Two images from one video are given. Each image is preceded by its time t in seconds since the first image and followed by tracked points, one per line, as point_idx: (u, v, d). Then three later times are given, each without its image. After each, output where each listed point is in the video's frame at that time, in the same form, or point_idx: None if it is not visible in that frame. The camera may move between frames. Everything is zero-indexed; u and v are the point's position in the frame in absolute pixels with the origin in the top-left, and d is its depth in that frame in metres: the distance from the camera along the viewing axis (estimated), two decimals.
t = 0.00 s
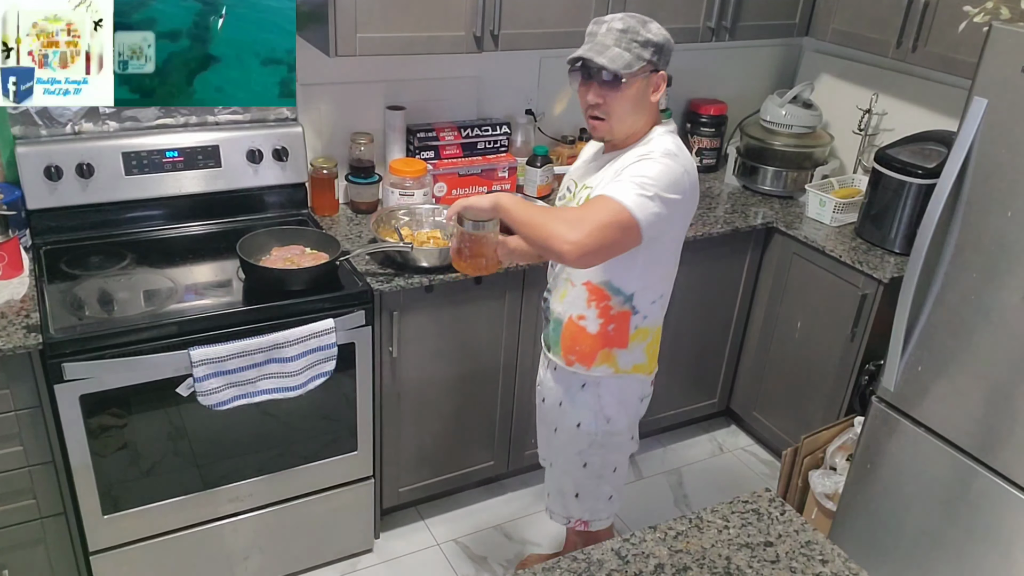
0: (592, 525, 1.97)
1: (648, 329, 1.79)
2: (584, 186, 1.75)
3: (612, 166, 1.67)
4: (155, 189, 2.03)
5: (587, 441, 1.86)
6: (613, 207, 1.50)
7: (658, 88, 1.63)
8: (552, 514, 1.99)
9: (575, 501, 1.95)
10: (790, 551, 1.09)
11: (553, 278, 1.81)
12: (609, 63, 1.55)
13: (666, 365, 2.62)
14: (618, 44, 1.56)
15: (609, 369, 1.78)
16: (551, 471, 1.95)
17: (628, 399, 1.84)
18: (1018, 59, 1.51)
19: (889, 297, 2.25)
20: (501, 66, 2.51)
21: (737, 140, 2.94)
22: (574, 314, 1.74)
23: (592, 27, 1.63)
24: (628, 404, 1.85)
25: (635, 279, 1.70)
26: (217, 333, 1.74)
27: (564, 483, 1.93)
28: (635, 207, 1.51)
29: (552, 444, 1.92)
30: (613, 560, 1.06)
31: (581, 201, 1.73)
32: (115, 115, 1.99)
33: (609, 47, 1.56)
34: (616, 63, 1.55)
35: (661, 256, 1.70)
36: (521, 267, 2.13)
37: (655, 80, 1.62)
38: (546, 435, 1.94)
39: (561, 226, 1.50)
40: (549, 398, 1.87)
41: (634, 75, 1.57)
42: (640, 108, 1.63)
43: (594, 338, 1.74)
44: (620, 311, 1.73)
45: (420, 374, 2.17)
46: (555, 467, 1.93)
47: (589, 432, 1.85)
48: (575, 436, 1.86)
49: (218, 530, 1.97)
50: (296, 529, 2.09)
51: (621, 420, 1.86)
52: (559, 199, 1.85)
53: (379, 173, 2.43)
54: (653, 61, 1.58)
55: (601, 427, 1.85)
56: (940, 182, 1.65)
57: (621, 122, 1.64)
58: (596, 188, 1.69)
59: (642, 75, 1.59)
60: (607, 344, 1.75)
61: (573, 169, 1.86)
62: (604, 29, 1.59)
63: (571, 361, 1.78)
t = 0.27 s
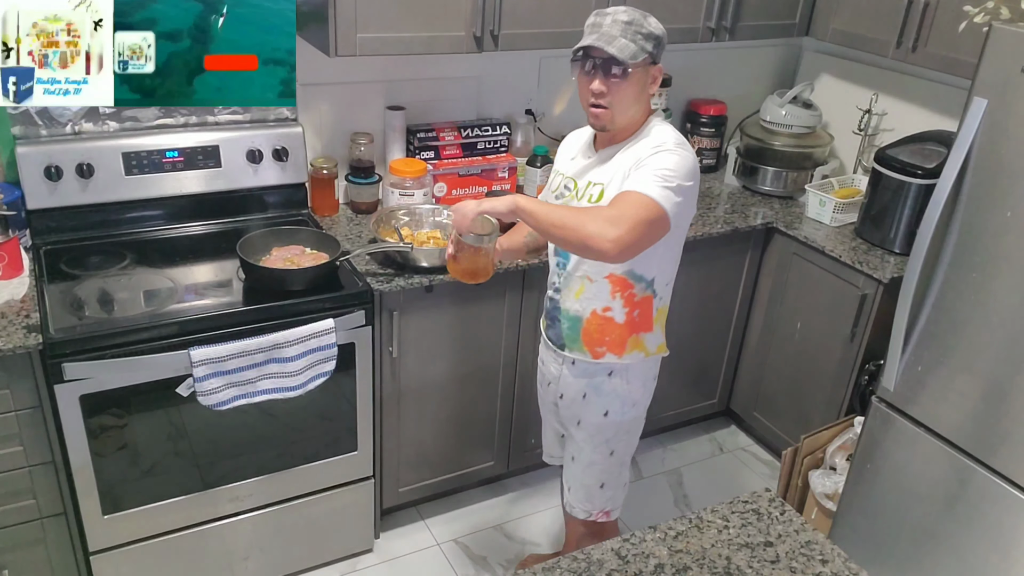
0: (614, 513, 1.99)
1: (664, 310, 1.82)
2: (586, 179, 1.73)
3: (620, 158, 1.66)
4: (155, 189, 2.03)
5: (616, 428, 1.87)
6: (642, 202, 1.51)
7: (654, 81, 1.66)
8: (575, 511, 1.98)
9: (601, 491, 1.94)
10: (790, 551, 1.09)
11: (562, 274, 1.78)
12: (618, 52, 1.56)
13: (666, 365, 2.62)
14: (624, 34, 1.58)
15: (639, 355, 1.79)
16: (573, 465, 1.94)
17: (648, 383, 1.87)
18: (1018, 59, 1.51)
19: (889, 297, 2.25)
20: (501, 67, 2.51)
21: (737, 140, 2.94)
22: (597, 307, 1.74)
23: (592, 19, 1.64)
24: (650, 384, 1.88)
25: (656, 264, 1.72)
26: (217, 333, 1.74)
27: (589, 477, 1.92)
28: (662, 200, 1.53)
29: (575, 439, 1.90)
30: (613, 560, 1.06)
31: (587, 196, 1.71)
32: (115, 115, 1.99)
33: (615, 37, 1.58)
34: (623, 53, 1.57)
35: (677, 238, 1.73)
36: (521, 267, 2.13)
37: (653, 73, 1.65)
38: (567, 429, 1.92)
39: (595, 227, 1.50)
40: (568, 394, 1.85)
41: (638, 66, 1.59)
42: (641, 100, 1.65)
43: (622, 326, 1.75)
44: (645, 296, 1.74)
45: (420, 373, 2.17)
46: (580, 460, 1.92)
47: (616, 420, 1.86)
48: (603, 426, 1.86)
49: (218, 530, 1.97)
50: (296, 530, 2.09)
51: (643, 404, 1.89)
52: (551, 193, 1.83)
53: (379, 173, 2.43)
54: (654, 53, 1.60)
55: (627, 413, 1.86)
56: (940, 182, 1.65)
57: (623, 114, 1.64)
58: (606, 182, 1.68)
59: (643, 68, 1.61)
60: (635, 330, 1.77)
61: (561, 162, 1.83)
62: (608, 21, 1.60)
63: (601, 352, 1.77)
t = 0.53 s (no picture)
0: (618, 511, 1.99)
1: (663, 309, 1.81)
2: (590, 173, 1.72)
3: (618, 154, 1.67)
4: (155, 189, 2.03)
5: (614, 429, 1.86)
6: (637, 183, 1.51)
7: (637, 79, 1.61)
8: (579, 508, 1.98)
9: (601, 490, 1.94)
10: (790, 551, 1.09)
11: (564, 269, 1.78)
12: (570, 73, 1.58)
13: (665, 365, 2.62)
14: (583, 49, 1.57)
15: (635, 353, 1.79)
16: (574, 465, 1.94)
17: (649, 382, 1.87)
18: (1018, 59, 1.51)
19: (889, 297, 2.25)
20: (501, 66, 2.51)
21: (737, 140, 2.94)
22: (595, 303, 1.74)
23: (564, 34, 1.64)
24: (650, 384, 1.88)
25: (655, 262, 1.71)
26: (217, 333, 1.74)
27: (591, 475, 1.92)
28: (661, 187, 1.53)
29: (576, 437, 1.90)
30: (613, 560, 1.06)
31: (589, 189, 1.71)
32: (116, 115, 1.99)
33: (573, 55, 1.59)
34: (578, 72, 1.57)
35: (677, 237, 1.72)
36: (521, 266, 2.13)
37: (633, 74, 1.60)
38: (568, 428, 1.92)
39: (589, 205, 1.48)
40: (569, 391, 1.85)
41: (600, 78, 1.58)
42: (621, 105, 1.62)
43: (619, 324, 1.75)
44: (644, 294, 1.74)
45: (420, 373, 2.17)
46: (579, 459, 1.92)
47: (616, 420, 1.85)
48: (603, 426, 1.86)
49: (218, 530, 1.97)
50: (296, 529, 2.09)
51: (643, 404, 1.88)
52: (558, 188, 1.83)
53: (379, 173, 2.43)
54: (620, 59, 1.56)
55: (627, 413, 1.86)
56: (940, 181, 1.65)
57: (608, 120, 1.64)
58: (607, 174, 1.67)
59: (614, 73, 1.58)
60: (632, 328, 1.76)
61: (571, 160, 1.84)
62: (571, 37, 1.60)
63: (598, 349, 1.77)
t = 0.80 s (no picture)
0: (619, 510, 1.97)
1: (658, 320, 1.79)
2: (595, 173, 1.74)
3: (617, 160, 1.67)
4: (155, 189, 2.03)
5: (603, 436, 1.86)
6: (617, 176, 1.51)
7: (643, 83, 1.60)
8: (580, 507, 1.97)
9: (598, 492, 1.94)
10: (790, 551, 1.09)
11: (564, 271, 1.80)
12: (572, 76, 1.61)
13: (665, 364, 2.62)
14: (588, 53, 1.60)
15: (620, 361, 1.78)
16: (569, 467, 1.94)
17: (643, 391, 1.85)
18: (1018, 59, 1.51)
19: (889, 297, 2.25)
20: (501, 66, 2.51)
21: (738, 140, 2.94)
22: (585, 307, 1.75)
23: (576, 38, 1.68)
24: (645, 395, 1.86)
25: (646, 272, 1.70)
26: (217, 333, 1.74)
27: (585, 477, 1.93)
28: (645, 186, 1.52)
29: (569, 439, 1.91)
30: (613, 560, 1.06)
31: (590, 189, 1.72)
32: (116, 115, 1.99)
33: (578, 58, 1.61)
34: (580, 74, 1.60)
35: (672, 248, 1.70)
36: (521, 266, 2.12)
37: (637, 77, 1.60)
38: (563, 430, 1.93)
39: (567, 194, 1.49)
40: (563, 394, 1.87)
41: (603, 81, 1.60)
42: (624, 109, 1.63)
43: (605, 331, 1.75)
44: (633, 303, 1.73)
45: (420, 373, 2.17)
46: (573, 461, 1.92)
47: (608, 426, 1.85)
48: (594, 431, 1.86)
49: (218, 530, 1.97)
50: (296, 529, 2.09)
51: (637, 413, 1.87)
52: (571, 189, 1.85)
53: (379, 172, 2.43)
54: (622, 62, 1.57)
55: (620, 420, 1.85)
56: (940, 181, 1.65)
57: (614, 123, 1.65)
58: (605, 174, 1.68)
59: (617, 77, 1.59)
60: (619, 336, 1.76)
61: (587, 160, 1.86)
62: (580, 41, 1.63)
63: (584, 353, 1.78)
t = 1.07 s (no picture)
0: (626, 516, 1.96)
1: (665, 334, 1.78)
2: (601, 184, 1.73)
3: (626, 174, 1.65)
4: (155, 189, 2.03)
5: (608, 445, 1.85)
6: (636, 203, 1.52)
7: (653, 92, 1.60)
8: (587, 513, 1.96)
9: (604, 498, 1.92)
10: (790, 551, 1.09)
11: (571, 279, 1.81)
12: (580, 80, 1.60)
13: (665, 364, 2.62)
14: (597, 57, 1.59)
15: (625, 374, 1.77)
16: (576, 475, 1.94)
17: (650, 403, 1.83)
18: (1018, 58, 1.51)
19: (889, 296, 2.25)
20: (501, 66, 2.51)
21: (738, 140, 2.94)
22: (590, 318, 1.75)
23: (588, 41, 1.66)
24: (652, 406, 1.84)
25: (652, 286, 1.69)
26: (217, 333, 1.74)
27: (591, 483, 1.91)
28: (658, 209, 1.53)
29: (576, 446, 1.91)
30: (613, 560, 1.06)
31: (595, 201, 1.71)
32: (115, 115, 1.99)
33: (588, 62, 1.60)
34: (589, 79, 1.59)
35: (679, 264, 1.69)
36: (521, 266, 2.13)
37: (647, 86, 1.59)
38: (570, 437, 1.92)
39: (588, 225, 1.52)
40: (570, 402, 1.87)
41: (611, 87, 1.59)
42: (632, 117, 1.62)
43: (611, 343, 1.74)
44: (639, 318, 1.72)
45: (420, 373, 2.17)
46: (579, 468, 1.92)
47: (613, 434, 1.84)
48: (599, 438, 1.85)
49: (218, 530, 1.97)
50: (296, 529, 2.09)
51: (644, 423, 1.85)
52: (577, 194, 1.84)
53: (378, 172, 2.43)
54: (631, 69, 1.56)
55: (625, 428, 1.84)
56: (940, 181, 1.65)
57: (622, 131, 1.65)
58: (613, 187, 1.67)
59: (626, 84, 1.59)
60: (624, 349, 1.75)
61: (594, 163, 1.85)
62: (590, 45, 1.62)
63: (588, 364, 1.79)
